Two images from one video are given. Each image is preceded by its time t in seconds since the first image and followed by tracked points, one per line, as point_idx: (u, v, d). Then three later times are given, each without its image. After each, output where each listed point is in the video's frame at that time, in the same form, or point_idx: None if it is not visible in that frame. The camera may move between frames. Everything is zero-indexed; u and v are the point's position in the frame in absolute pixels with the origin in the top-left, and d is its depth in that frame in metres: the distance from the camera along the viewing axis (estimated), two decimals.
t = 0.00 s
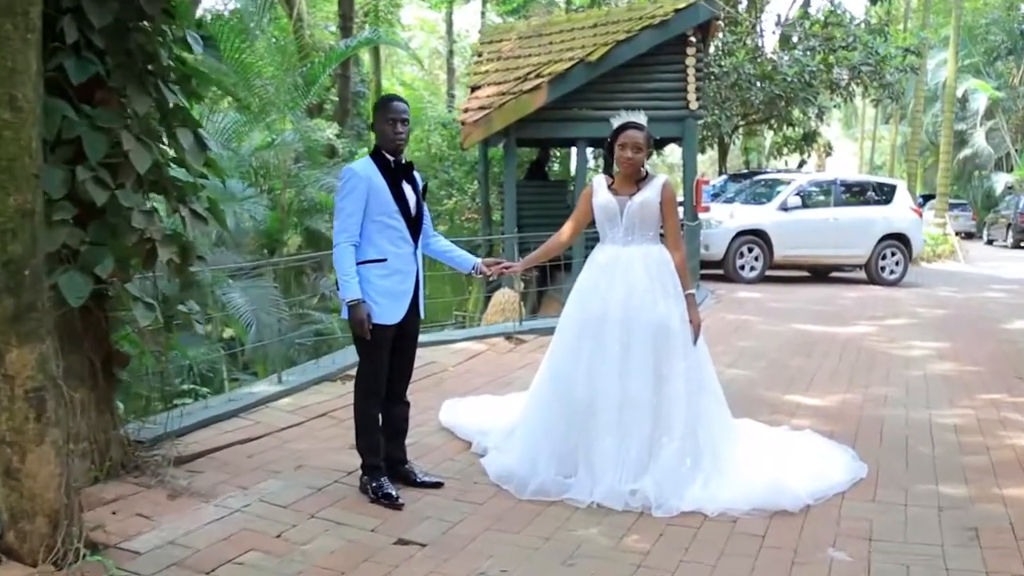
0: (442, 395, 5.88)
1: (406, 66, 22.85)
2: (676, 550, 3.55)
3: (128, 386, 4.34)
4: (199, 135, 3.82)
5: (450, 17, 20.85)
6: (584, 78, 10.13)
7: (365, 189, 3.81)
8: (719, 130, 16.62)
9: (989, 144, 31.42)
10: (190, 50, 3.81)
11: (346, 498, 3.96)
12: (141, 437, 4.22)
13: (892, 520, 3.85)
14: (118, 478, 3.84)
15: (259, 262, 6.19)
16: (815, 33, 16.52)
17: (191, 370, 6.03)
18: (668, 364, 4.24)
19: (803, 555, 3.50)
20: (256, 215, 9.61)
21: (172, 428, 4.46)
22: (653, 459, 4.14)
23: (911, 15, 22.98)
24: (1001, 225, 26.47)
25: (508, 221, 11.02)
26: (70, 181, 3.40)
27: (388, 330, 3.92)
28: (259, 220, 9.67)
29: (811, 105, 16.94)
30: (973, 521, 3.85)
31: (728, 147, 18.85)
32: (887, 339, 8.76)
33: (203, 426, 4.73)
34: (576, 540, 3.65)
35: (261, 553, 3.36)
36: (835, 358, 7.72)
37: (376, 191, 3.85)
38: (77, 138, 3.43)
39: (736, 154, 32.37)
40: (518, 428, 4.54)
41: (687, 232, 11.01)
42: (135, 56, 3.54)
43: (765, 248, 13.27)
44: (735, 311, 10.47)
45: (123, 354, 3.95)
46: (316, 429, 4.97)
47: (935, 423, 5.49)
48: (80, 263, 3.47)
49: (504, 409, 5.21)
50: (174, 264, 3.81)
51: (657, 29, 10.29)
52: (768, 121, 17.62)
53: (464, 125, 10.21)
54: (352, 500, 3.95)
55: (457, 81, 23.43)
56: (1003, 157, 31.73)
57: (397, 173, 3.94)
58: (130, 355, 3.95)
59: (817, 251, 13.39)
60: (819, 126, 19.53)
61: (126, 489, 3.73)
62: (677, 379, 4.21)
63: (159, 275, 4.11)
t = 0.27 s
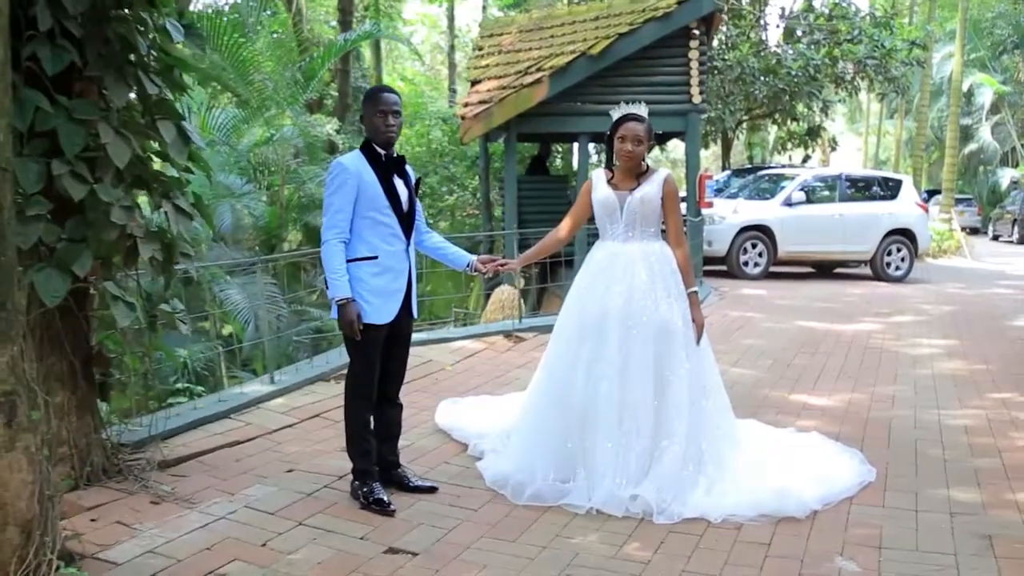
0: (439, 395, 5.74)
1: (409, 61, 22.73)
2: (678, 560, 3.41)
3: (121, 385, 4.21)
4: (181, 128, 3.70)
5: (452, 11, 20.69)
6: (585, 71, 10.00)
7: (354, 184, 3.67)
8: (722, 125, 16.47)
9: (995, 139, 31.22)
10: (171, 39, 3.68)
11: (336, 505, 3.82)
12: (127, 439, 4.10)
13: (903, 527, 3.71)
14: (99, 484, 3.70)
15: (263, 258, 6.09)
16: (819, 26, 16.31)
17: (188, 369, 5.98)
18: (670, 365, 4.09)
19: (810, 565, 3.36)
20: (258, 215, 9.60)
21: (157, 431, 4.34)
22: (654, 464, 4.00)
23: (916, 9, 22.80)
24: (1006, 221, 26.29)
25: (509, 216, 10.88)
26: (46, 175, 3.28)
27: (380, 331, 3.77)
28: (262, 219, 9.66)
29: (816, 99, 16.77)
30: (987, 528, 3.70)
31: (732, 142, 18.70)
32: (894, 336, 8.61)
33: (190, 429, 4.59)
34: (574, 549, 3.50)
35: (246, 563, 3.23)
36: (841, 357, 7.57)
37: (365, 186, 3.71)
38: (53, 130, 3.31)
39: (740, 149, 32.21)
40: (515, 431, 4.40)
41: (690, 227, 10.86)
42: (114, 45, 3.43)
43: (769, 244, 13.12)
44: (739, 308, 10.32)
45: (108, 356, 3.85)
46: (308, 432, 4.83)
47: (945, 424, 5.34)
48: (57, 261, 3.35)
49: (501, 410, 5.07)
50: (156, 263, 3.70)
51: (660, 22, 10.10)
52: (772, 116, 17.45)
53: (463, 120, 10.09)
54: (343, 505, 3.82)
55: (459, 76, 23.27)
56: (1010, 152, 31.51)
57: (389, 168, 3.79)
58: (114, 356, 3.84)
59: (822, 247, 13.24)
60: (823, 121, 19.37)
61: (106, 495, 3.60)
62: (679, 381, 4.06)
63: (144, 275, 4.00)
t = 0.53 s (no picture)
0: (436, 395, 5.57)
1: (412, 55, 22.54)
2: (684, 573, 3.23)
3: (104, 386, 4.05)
4: (162, 119, 3.54)
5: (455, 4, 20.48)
6: (588, 64, 9.82)
7: (343, 178, 3.50)
8: (728, 118, 16.27)
9: (1005, 132, 30.93)
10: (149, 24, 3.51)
11: (324, 511, 3.66)
12: (108, 442, 3.95)
13: (920, 537, 3.53)
14: (75, 493, 3.55)
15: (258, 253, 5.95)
16: (827, 18, 16.08)
17: (182, 366, 5.84)
18: (675, 366, 3.91)
19: None
20: (258, 209, 9.40)
21: (139, 433, 4.18)
22: (657, 470, 3.82)
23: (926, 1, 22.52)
24: (1015, 215, 26.03)
25: (511, 211, 10.71)
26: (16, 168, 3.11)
27: (371, 331, 3.61)
28: (262, 214, 9.45)
29: (823, 92, 16.55)
30: (1009, 539, 3.52)
31: (738, 136, 18.48)
32: (904, 333, 8.42)
33: (175, 432, 4.43)
34: (574, 561, 3.33)
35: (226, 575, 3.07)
36: (850, 354, 7.39)
37: (355, 181, 3.53)
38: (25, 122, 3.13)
39: (746, 143, 31.96)
40: (513, 434, 4.22)
41: (695, 222, 10.67)
42: (88, 31, 3.26)
43: (776, 239, 12.93)
44: (745, 304, 10.14)
45: (91, 357, 3.71)
46: (299, 433, 4.67)
47: (960, 426, 5.15)
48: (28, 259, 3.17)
49: (500, 411, 4.89)
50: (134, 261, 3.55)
51: (665, 14, 9.88)
52: (779, 109, 17.23)
53: (465, 113, 9.92)
54: (331, 513, 3.65)
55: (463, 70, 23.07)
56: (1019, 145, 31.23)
57: (381, 161, 3.62)
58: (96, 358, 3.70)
59: (829, 242, 13.02)
60: (831, 114, 19.15)
61: (83, 503, 3.45)
62: (684, 383, 3.89)
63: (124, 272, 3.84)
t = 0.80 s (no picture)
0: (434, 396, 5.44)
1: (418, 50, 22.41)
2: None
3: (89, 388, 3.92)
4: (146, 112, 3.40)
5: None
6: (594, 58, 9.67)
7: (334, 173, 3.36)
8: (736, 113, 16.08)
9: (1016, 126, 30.64)
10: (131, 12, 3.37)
11: (315, 519, 3.53)
12: (92, 446, 3.84)
13: (934, 547, 3.39)
14: (56, 499, 3.43)
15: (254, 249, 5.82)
16: (837, 11, 15.88)
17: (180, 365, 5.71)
18: (679, 368, 3.77)
19: None
20: (260, 205, 9.10)
21: (125, 437, 4.06)
22: (660, 475, 3.68)
23: None
24: None
25: (515, 206, 10.57)
26: None
27: (363, 332, 3.48)
28: (265, 210, 9.16)
29: (833, 86, 16.35)
30: None
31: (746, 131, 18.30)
32: (915, 331, 8.26)
33: (163, 435, 4.31)
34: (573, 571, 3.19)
35: None
36: (859, 353, 7.23)
37: (346, 177, 3.40)
38: None
39: (754, 137, 31.75)
40: (512, 437, 4.09)
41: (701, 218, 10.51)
42: (66, 20, 3.13)
43: (784, 234, 12.73)
44: (752, 301, 9.98)
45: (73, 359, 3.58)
46: (292, 436, 4.54)
47: (973, 429, 5.00)
48: (4, 258, 3.08)
49: (500, 413, 4.75)
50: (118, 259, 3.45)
51: (671, 7, 9.72)
52: (787, 104, 17.04)
53: (469, 108, 9.79)
54: (322, 520, 3.52)
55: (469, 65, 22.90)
56: None
57: (373, 156, 3.48)
58: (76, 361, 3.58)
59: (838, 238, 12.84)
60: (840, 108, 18.93)
61: (63, 511, 3.33)
62: (689, 385, 3.74)
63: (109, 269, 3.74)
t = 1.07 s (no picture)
0: (436, 398, 5.29)
1: (429, 46, 22.25)
2: None
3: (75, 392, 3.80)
4: (127, 105, 3.30)
5: None
6: (603, 51, 9.51)
7: (322, 168, 3.23)
8: (748, 107, 15.88)
9: None
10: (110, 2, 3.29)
11: (304, 529, 3.39)
12: (76, 451, 3.71)
13: (952, 561, 3.22)
14: (35, 507, 3.31)
15: (254, 246, 5.68)
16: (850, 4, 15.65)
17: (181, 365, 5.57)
18: (684, 371, 3.61)
19: None
20: (269, 200, 8.91)
21: (113, 441, 3.93)
22: (664, 483, 3.52)
23: None
24: None
25: (524, 202, 10.42)
26: None
27: (354, 334, 3.33)
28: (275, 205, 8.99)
29: (847, 80, 16.12)
30: None
31: (759, 125, 18.08)
32: (931, 329, 8.06)
33: (154, 439, 4.18)
34: None
35: None
36: (873, 352, 7.04)
37: (334, 171, 3.26)
38: None
39: (767, 133, 31.50)
40: (511, 442, 3.94)
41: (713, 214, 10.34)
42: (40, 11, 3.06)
43: (797, 231, 12.54)
44: (764, 298, 9.80)
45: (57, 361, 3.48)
46: (287, 439, 4.40)
47: (993, 432, 4.82)
48: None
49: (501, 416, 4.61)
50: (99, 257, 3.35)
51: None
52: (800, 98, 16.81)
53: (476, 102, 9.65)
54: (312, 530, 3.38)
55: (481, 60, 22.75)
56: None
57: (363, 150, 3.34)
58: (64, 362, 3.49)
59: (852, 234, 12.63)
60: (855, 102, 18.67)
61: (42, 520, 3.21)
62: (694, 389, 3.59)
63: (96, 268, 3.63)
